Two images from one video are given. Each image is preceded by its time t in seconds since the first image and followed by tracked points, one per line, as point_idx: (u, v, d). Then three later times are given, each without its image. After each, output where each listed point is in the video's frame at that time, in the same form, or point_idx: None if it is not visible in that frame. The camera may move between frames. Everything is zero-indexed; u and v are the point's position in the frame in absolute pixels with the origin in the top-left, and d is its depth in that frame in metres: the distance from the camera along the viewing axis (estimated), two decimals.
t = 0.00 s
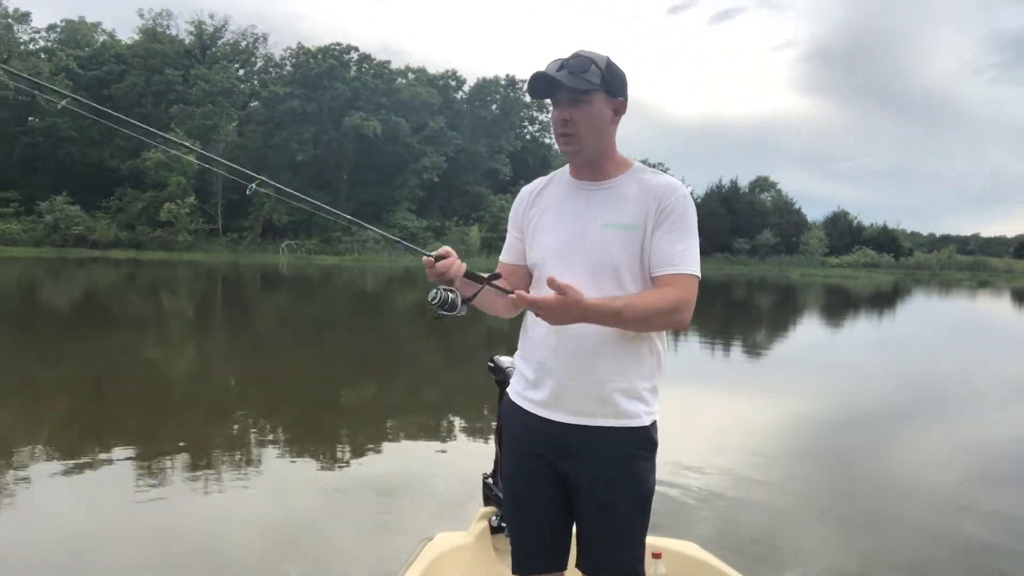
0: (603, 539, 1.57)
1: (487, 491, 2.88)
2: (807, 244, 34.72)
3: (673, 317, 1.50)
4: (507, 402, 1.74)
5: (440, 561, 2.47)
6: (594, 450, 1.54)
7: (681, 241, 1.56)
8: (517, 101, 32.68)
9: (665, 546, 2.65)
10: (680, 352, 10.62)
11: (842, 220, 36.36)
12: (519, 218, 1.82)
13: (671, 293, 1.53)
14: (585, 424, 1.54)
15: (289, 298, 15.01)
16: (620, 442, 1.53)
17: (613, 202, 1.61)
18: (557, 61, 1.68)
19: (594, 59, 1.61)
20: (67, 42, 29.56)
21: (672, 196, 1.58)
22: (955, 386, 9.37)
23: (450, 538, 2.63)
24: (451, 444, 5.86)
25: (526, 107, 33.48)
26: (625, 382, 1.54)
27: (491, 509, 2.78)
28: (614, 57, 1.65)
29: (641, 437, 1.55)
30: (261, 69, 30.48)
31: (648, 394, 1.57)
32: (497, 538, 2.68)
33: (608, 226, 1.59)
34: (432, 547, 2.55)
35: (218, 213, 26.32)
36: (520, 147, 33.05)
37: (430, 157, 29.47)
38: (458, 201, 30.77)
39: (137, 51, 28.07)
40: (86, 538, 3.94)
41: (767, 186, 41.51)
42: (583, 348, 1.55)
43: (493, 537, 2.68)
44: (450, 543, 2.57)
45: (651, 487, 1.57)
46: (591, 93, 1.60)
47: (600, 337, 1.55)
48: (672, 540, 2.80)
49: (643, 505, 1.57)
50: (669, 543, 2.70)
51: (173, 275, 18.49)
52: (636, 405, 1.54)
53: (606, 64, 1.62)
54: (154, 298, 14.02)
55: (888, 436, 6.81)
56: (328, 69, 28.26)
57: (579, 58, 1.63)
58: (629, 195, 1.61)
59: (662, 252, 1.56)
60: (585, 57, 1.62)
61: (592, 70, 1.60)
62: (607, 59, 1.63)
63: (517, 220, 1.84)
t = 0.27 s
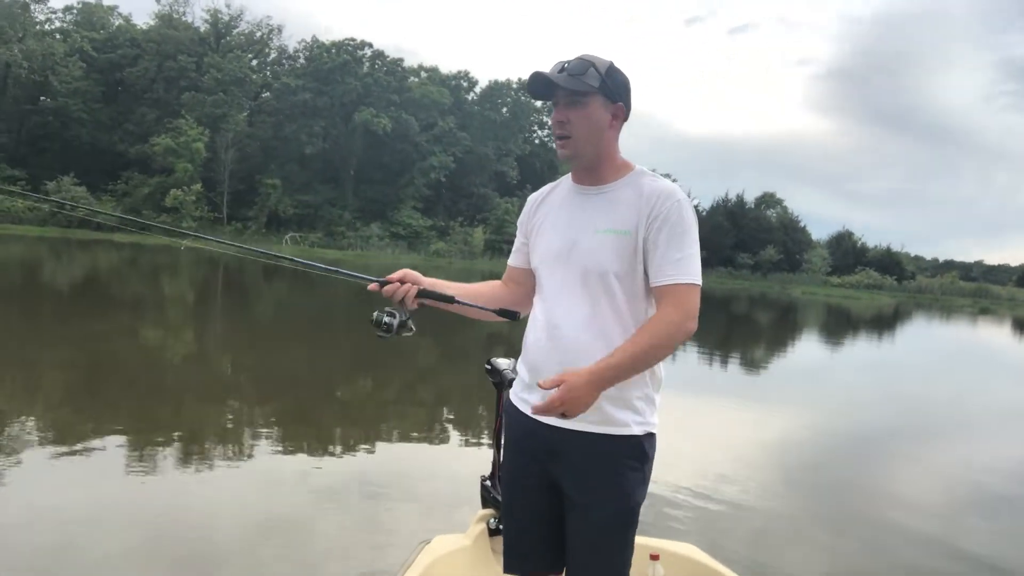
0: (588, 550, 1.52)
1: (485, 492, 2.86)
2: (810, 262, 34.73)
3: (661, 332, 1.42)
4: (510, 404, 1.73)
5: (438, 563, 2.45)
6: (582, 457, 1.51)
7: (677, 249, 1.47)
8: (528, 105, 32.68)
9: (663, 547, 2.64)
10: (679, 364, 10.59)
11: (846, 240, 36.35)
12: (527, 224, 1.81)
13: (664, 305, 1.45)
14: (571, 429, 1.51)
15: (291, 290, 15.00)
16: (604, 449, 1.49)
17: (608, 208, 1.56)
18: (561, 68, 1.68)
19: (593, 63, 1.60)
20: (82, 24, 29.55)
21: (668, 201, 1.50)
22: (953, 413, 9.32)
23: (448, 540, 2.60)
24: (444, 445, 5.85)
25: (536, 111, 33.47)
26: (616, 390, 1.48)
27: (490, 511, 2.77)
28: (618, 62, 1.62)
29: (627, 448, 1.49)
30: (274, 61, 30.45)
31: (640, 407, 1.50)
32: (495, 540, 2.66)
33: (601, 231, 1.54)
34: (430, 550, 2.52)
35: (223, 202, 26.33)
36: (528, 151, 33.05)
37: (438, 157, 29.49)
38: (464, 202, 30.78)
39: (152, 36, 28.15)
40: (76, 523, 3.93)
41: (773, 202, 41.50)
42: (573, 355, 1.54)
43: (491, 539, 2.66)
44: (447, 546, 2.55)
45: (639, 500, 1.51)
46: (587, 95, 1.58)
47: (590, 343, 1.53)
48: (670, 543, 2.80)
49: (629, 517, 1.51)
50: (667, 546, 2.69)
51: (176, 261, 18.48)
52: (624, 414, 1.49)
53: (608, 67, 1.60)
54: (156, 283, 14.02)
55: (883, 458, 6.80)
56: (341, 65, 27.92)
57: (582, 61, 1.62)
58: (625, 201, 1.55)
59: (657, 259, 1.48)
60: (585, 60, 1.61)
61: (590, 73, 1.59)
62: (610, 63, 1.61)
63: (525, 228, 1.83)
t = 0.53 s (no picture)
0: (585, 548, 1.54)
1: (485, 492, 2.85)
2: (816, 260, 34.61)
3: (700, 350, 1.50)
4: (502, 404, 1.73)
5: (437, 564, 2.43)
6: (577, 458, 1.53)
7: (668, 246, 1.47)
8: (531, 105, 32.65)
9: (664, 546, 2.62)
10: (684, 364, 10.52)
11: (853, 238, 36.18)
12: (514, 223, 1.80)
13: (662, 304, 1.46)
14: (569, 432, 1.52)
15: (295, 292, 15.01)
16: (603, 450, 1.51)
17: (597, 204, 1.56)
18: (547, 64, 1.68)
19: (580, 59, 1.60)
20: (86, 28, 29.68)
21: (654, 200, 1.49)
22: (962, 412, 9.24)
23: (449, 540, 2.59)
24: (449, 445, 5.84)
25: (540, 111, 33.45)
26: (615, 390, 1.50)
27: (490, 511, 2.74)
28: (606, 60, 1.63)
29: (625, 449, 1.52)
30: (277, 63, 30.44)
31: (637, 405, 1.52)
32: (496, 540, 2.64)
33: (590, 228, 1.54)
34: (429, 550, 2.51)
35: (228, 204, 26.37)
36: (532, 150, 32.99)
37: (441, 157, 29.50)
38: (468, 202, 30.76)
39: (155, 40, 28.26)
40: (82, 520, 3.94)
41: (778, 201, 41.36)
42: (566, 355, 1.53)
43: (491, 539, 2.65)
44: (448, 546, 2.53)
45: (637, 498, 1.54)
46: (575, 90, 1.58)
47: (583, 344, 1.52)
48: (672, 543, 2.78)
49: (629, 515, 1.53)
50: (670, 545, 2.66)
51: (181, 263, 18.50)
52: (622, 416, 1.51)
53: (595, 63, 1.60)
54: (161, 285, 14.04)
55: (892, 459, 6.75)
56: (344, 66, 27.92)
57: (570, 57, 1.62)
58: (614, 196, 1.55)
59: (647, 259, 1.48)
60: (571, 57, 1.61)
61: (578, 68, 1.59)
62: (599, 60, 1.61)
63: (512, 226, 1.82)
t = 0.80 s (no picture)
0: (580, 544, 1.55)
1: (483, 491, 2.85)
2: (818, 247, 34.59)
3: (651, 343, 1.47)
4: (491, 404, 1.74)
5: (434, 565, 2.44)
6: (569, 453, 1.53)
7: (649, 236, 1.50)
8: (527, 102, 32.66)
9: (661, 543, 2.64)
10: (688, 356, 10.53)
11: (854, 223, 36.13)
12: (493, 220, 1.82)
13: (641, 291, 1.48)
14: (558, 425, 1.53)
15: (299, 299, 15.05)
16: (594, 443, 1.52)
17: (577, 198, 1.59)
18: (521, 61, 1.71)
19: (555, 55, 1.63)
20: (81, 44, 29.75)
21: (633, 191, 1.53)
22: (967, 393, 9.25)
23: (446, 541, 2.60)
24: (457, 446, 5.87)
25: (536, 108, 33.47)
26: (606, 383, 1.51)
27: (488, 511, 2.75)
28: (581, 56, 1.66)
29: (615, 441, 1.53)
30: (272, 71, 30.46)
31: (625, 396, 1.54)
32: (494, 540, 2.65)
33: (572, 222, 1.57)
34: (427, 551, 2.53)
35: (229, 215, 26.44)
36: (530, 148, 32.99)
37: (440, 159, 29.54)
38: (468, 202, 30.79)
39: (151, 53, 28.37)
40: (95, 535, 3.97)
41: (779, 189, 41.32)
42: (553, 349, 1.54)
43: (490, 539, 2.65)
44: (445, 547, 2.55)
45: (631, 490, 1.55)
46: (551, 85, 1.61)
47: (568, 339, 1.53)
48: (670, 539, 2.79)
49: (622, 510, 1.53)
50: (667, 542, 2.68)
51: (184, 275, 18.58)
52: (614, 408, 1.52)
53: (570, 59, 1.64)
54: (165, 298, 14.10)
55: (900, 443, 6.75)
56: (339, 71, 28.06)
57: (545, 53, 1.65)
58: (593, 191, 1.58)
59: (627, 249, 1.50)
60: (546, 53, 1.64)
61: (554, 63, 1.62)
62: (573, 55, 1.64)
63: (492, 224, 1.84)
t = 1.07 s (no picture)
0: (590, 541, 1.53)
1: (483, 490, 2.82)
2: (829, 251, 34.44)
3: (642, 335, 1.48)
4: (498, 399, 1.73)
5: (434, 563, 2.41)
6: (580, 449, 1.51)
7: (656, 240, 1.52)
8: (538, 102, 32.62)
9: (663, 543, 2.62)
10: (697, 359, 10.49)
11: (866, 228, 35.94)
12: (503, 218, 1.82)
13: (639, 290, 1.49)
14: (567, 423, 1.52)
15: (308, 296, 15.07)
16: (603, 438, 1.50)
17: (589, 199, 1.59)
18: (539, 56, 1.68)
19: (576, 55, 1.62)
20: (95, 39, 29.94)
21: (643, 193, 1.54)
22: (978, 400, 9.17)
23: (446, 538, 2.57)
24: (463, 445, 5.88)
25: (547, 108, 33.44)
26: (615, 382, 1.51)
27: (490, 508, 2.72)
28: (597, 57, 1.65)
29: (625, 438, 1.51)
30: (285, 68, 30.53)
31: (635, 396, 1.53)
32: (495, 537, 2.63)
33: (583, 225, 1.57)
34: (427, 548, 2.50)
35: (239, 211, 26.53)
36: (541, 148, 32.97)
37: (450, 158, 29.55)
38: (478, 202, 30.79)
39: (164, 48, 28.53)
40: (104, 531, 3.99)
41: (790, 193, 41.17)
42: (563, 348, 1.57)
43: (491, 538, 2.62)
44: (445, 544, 2.52)
45: (641, 487, 1.54)
46: (570, 87, 1.60)
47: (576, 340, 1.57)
48: (672, 539, 2.77)
49: (632, 506, 1.52)
50: (668, 541, 2.66)
51: (195, 270, 18.64)
52: (623, 405, 1.51)
53: (589, 61, 1.62)
54: (176, 292, 14.16)
55: (910, 449, 6.70)
56: (351, 69, 28.14)
57: (563, 52, 1.64)
58: (606, 193, 1.58)
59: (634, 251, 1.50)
60: (566, 52, 1.62)
61: (575, 63, 1.61)
62: (591, 57, 1.63)
63: (502, 221, 1.84)
